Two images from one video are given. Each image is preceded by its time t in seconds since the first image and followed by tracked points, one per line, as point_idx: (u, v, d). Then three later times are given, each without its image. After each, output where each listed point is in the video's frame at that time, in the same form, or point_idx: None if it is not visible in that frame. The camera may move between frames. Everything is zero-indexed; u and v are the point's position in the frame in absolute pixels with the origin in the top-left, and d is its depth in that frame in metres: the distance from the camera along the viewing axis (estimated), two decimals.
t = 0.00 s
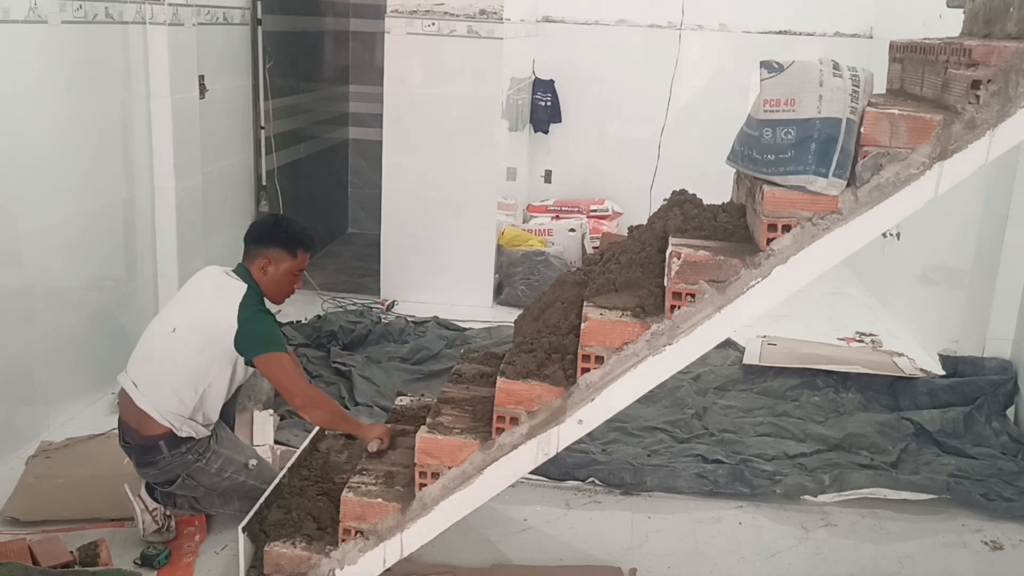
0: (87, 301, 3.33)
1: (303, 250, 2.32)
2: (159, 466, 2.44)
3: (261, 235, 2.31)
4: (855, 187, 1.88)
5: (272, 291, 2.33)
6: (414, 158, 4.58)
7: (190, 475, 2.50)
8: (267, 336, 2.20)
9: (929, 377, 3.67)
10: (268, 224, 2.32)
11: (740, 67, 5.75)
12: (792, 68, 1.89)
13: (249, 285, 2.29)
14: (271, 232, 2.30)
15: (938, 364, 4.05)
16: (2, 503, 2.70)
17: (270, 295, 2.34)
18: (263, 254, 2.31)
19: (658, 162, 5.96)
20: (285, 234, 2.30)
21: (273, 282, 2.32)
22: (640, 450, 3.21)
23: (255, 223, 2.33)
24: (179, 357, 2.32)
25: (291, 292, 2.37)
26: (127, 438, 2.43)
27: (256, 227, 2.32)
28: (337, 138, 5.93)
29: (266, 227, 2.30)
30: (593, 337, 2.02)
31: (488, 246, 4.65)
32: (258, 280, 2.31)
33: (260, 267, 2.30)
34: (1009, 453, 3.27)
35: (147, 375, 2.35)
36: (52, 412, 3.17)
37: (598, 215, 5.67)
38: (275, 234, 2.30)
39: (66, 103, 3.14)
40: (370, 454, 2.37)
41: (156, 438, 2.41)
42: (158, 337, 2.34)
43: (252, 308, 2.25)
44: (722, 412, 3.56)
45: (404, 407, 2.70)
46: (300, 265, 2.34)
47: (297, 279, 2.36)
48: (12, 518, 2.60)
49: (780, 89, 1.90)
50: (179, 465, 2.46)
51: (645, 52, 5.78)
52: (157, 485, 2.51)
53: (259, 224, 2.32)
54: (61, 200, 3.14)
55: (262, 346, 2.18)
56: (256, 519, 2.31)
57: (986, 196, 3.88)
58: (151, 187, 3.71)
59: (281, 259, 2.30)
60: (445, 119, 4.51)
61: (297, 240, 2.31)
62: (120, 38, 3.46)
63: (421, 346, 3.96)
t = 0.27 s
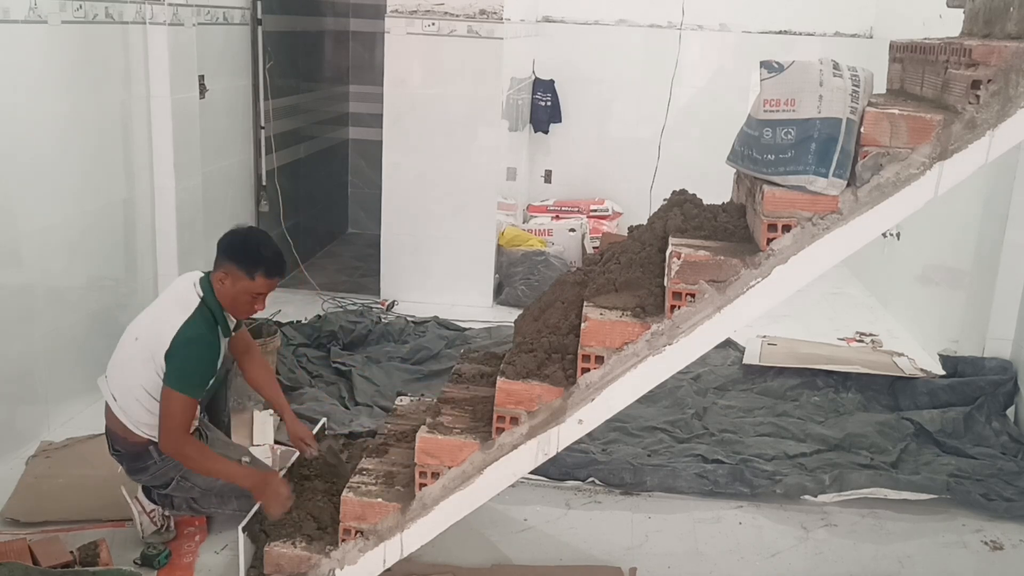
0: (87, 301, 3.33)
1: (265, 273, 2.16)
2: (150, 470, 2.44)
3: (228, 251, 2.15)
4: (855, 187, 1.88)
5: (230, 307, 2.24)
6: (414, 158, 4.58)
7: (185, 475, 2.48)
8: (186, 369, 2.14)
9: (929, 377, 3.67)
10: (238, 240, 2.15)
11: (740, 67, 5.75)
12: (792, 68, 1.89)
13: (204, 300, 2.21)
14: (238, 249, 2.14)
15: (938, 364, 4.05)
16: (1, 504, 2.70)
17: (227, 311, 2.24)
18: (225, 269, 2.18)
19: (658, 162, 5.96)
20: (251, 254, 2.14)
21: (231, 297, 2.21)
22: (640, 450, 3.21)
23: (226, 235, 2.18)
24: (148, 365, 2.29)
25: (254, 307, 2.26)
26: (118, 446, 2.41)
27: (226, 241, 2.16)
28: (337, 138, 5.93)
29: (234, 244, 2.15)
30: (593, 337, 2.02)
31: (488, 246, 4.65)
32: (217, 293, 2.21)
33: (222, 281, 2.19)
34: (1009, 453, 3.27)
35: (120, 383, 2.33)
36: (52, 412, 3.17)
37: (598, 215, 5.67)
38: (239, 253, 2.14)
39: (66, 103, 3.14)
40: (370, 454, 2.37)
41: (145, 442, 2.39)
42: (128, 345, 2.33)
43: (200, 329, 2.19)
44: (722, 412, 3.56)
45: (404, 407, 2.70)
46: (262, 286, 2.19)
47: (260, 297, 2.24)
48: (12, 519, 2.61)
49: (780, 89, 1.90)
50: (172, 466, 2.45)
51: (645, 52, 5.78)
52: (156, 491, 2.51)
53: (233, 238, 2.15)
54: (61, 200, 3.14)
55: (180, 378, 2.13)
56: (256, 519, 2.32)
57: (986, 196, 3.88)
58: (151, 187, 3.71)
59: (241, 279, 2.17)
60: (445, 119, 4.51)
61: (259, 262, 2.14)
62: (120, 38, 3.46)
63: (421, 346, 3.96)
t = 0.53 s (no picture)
0: (87, 301, 3.33)
1: (287, 290, 2.15)
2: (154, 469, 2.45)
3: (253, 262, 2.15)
4: (856, 187, 1.88)
5: (245, 318, 2.23)
6: (414, 158, 4.58)
7: (186, 475, 2.48)
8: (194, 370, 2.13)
9: (929, 377, 3.67)
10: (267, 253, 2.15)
11: (740, 67, 5.75)
12: (792, 69, 1.89)
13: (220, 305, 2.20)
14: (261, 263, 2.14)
15: (938, 364, 4.05)
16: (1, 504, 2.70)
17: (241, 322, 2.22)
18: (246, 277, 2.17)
19: (658, 162, 5.96)
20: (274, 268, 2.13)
21: (247, 308, 2.19)
22: (640, 450, 3.21)
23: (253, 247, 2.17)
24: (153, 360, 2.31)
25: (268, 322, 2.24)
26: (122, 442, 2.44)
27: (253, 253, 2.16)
28: (337, 138, 5.93)
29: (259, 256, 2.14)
30: (593, 337, 2.02)
31: (488, 247, 4.65)
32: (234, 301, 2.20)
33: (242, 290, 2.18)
34: (1009, 453, 3.27)
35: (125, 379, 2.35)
36: (52, 412, 3.17)
37: (598, 215, 5.67)
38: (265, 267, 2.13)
39: (66, 103, 3.14)
40: (370, 455, 2.37)
41: (148, 441, 2.42)
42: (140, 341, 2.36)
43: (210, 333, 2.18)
44: (722, 412, 3.56)
45: (404, 406, 2.70)
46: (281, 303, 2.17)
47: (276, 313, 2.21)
48: (12, 519, 2.60)
49: (780, 89, 1.90)
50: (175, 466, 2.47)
51: (645, 53, 5.78)
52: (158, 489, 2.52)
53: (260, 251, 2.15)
54: (60, 200, 3.14)
55: (189, 380, 2.12)
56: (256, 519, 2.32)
57: (986, 196, 3.88)
58: (150, 187, 3.71)
59: (262, 291, 2.15)
60: (445, 119, 4.51)
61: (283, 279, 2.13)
62: (120, 38, 3.46)
63: (421, 346, 3.96)
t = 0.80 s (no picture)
0: (87, 301, 3.33)
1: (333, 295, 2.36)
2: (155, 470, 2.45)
3: (302, 270, 2.32)
4: (855, 187, 1.88)
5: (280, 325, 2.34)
6: (414, 158, 4.58)
7: (188, 478, 2.52)
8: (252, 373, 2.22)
9: (929, 377, 3.67)
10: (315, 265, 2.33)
11: (740, 67, 5.75)
12: (792, 68, 1.89)
13: (262, 308, 2.28)
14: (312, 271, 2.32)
15: (938, 364, 4.05)
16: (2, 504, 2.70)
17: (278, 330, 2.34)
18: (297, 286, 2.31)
19: (658, 163, 5.96)
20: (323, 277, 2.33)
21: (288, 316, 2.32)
22: (640, 450, 3.21)
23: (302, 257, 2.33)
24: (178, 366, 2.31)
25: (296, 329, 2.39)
26: (124, 443, 2.43)
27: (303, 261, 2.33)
28: (337, 138, 5.93)
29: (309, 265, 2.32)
30: (593, 337, 2.02)
31: (488, 247, 4.65)
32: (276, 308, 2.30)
33: (288, 299, 2.30)
34: (1009, 453, 3.27)
35: (142, 379, 2.35)
36: (52, 412, 3.17)
37: (598, 215, 5.67)
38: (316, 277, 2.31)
39: (65, 103, 3.14)
40: (370, 455, 2.37)
41: (152, 443, 2.41)
42: (162, 342, 2.33)
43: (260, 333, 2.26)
44: (722, 412, 3.56)
45: (404, 407, 2.71)
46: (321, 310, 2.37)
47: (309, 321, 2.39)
48: (12, 519, 2.60)
49: (780, 89, 1.90)
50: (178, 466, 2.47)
51: (645, 53, 5.77)
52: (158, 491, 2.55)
53: (307, 260, 2.33)
54: (60, 201, 3.14)
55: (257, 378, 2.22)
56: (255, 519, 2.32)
57: (986, 197, 3.89)
58: (150, 187, 3.71)
59: (312, 299, 2.33)
60: (445, 119, 4.51)
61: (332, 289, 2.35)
62: (120, 38, 3.46)
63: (421, 346, 3.96)
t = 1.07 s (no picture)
0: (87, 301, 3.33)
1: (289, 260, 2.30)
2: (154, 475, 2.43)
3: (249, 238, 2.26)
4: (855, 187, 1.88)
5: (241, 297, 2.29)
6: (414, 158, 4.58)
7: (188, 483, 2.48)
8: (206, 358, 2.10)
9: (929, 377, 3.67)
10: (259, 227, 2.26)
11: (740, 67, 5.76)
12: (792, 68, 1.89)
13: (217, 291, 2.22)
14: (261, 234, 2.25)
15: (938, 364, 4.05)
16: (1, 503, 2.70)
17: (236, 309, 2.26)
18: (246, 256, 2.27)
19: (658, 163, 5.96)
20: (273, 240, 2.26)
21: (246, 287, 2.26)
22: (640, 450, 3.21)
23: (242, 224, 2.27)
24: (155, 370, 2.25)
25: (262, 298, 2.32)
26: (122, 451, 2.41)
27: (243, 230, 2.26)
28: (337, 138, 5.94)
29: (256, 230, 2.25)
30: (593, 337, 2.02)
31: (488, 247, 4.65)
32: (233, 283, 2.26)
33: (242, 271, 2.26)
34: (1009, 453, 3.27)
35: (125, 393, 2.31)
36: (52, 412, 3.17)
37: (598, 215, 5.67)
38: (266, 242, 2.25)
39: (66, 103, 3.14)
40: (371, 455, 2.37)
41: (148, 451, 2.39)
42: (130, 350, 2.27)
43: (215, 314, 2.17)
44: (722, 412, 3.56)
45: (405, 406, 2.70)
46: (280, 274, 2.31)
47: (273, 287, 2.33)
48: (11, 519, 2.60)
49: (780, 89, 1.90)
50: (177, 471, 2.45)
51: (645, 53, 5.78)
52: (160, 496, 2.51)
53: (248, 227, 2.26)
54: (61, 201, 3.14)
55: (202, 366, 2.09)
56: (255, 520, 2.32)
57: (986, 197, 3.89)
58: (151, 187, 3.71)
59: (265, 264, 2.27)
60: (445, 119, 4.51)
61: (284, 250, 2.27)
62: (120, 38, 3.46)
63: (422, 346, 3.96)
